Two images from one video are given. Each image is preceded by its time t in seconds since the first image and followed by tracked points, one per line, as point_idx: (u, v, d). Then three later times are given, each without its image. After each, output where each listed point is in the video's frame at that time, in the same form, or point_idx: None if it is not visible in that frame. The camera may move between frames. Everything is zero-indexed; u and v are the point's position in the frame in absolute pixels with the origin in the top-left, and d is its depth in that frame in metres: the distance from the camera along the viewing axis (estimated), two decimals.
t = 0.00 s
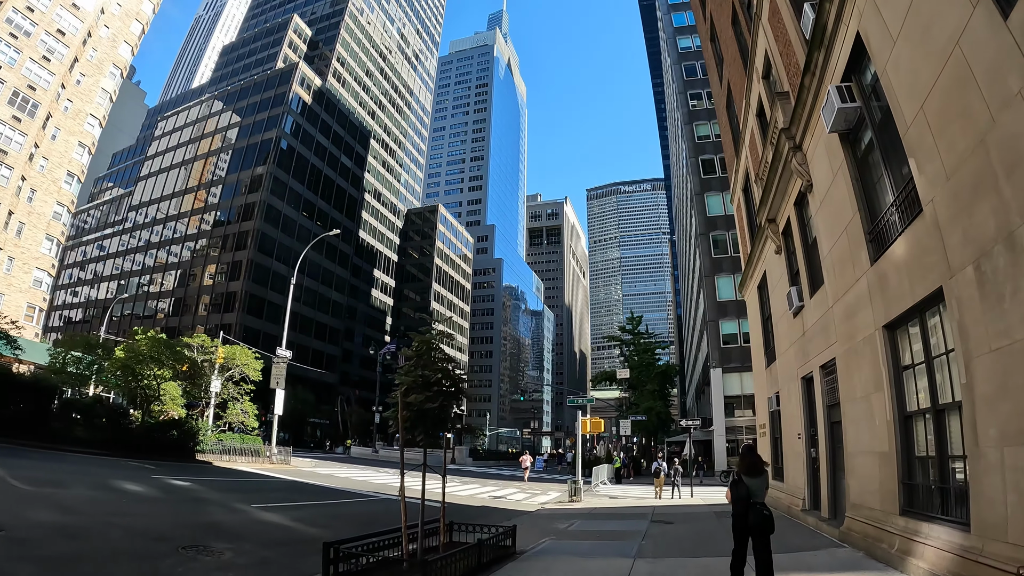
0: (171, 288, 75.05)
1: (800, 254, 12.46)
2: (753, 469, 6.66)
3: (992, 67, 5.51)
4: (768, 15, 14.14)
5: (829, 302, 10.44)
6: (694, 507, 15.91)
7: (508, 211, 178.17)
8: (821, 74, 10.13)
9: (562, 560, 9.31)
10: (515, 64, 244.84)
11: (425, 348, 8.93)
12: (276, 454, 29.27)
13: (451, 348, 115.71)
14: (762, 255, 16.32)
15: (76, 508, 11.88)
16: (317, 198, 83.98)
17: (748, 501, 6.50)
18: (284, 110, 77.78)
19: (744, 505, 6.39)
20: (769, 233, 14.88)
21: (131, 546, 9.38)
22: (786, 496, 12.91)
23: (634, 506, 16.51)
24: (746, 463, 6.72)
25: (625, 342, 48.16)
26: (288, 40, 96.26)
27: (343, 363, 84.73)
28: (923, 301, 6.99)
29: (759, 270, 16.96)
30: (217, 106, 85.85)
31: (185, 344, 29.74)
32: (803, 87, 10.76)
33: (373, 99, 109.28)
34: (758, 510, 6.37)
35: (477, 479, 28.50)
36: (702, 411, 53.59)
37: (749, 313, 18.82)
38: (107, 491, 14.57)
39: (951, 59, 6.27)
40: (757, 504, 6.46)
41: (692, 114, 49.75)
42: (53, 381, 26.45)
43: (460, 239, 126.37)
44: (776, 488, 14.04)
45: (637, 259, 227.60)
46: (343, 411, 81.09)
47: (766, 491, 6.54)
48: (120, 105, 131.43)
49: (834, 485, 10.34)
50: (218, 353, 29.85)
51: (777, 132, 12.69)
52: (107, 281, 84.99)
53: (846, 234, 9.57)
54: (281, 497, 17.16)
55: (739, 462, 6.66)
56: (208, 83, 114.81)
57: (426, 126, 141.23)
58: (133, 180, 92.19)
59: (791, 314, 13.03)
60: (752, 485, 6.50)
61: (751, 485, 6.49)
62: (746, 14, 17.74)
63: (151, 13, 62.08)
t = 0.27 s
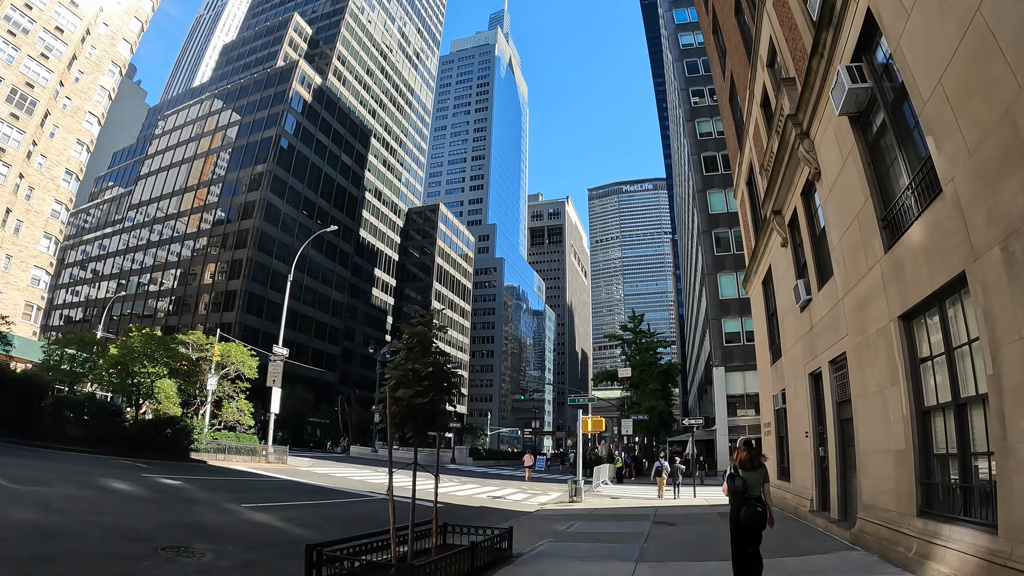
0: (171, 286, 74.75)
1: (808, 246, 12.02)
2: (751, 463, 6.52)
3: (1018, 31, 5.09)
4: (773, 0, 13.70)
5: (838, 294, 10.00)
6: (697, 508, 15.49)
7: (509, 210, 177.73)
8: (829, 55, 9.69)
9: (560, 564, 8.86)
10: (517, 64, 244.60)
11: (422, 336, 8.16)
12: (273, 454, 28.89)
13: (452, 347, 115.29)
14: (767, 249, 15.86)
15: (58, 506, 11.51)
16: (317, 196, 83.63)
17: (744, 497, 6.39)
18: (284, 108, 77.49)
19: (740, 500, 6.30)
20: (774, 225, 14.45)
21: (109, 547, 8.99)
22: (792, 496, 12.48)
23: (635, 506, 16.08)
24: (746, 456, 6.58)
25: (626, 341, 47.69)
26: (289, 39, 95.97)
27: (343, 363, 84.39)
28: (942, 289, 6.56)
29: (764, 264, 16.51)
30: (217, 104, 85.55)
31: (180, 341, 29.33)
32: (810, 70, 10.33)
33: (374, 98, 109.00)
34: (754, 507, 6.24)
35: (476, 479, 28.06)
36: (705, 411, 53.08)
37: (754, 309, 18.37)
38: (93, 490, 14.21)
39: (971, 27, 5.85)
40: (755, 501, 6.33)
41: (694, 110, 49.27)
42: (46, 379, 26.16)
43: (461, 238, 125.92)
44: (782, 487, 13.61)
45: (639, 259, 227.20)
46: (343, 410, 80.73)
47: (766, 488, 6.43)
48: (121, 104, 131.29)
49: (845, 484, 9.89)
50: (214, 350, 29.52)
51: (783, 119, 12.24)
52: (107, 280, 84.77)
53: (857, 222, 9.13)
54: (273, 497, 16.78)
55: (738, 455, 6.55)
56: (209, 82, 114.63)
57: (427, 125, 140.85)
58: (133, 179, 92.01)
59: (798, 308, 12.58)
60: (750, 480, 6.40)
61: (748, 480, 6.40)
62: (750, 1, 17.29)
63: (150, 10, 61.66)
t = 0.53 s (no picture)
0: (170, 285, 74.40)
1: (815, 238, 11.59)
2: (753, 468, 6.67)
3: None
4: None
5: (848, 286, 9.57)
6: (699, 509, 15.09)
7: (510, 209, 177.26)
8: (837, 36, 9.24)
9: (557, 569, 8.43)
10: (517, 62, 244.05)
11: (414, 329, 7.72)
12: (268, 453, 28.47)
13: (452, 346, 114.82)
14: (771, 243, 15.41)
15: (37, 505, 11.14)
16: (316, 194, 83.15)
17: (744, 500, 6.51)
18: (283, 106, 77.06)
19: (739, 502, 6.42)
20: (779, 217, 14.00)
21: (84, 549, 8.62)
22: (798, 496, 12.07)
23: (635, 507, 15.68)
24: (746, 461, 6.74)
25: (627, 339, 47.18)
26: (288, 36, 95.48)
27: (343, 362, 83.98)
28: (961, 277, 6.16)
29: (768, 259, 16.05)
30: (216, 102, 85.11)
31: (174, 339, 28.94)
32: (817, 53, 9.89)
33: (374, 96, 108.53)
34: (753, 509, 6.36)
35: (474, 479, 27.62)
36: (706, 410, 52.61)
37: (757, 305, 17.93)
38: (78, 489, 13.86)
39: None
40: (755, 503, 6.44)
41: (695, 107, 48.73)
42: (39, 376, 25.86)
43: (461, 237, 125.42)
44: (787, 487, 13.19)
45: (640, 257, 226.65)
46: (343, 409, 80.33)
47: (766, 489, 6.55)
48: (121, 103, 130.92)
49: (855, 485, 9.47)
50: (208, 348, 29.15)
51: (788, 106, 11.80)
52: (107, 278, 84.44)
53: (868, 210, 8.70)
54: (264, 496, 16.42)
55: (737, 461, 6.73)
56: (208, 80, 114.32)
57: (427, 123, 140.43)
58: (133, 177, 91.69)
59: (805, 302, 12.15)
60: (750, 482, 6.55)
61: (748, 483, 6.54)
62: None
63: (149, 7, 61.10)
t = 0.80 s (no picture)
0: (168, 282, 74.00)
1: (818, 228, 11.17)
2: (747, 462, 6.89)
3: None
4: None
5: (854, 276, 9.17)
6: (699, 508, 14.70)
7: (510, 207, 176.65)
8: (842, 13, 8.81)
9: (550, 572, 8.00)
10: (517, 60, 243.51)
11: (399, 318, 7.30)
12: (260, 450, 28.08)
13: (451, 344, 114.44)
14: (773, 235, 14.99)
15: (13, 500, 10.78)
16: (314, 191, 82.71)
17: (737, 494, 6.80)
18: (281, 102, 76.56)
19: (732, 498, 6.68)
20: (781, 208, 13.59)
21: (54, 545, 8.26)
22: (801, 495, 11.69)
23: (632, 506, 15.31)
24: (740, 455, 6.95)
25: (626, 337, 46.77)
26: (287, 33, 94.93)
27: (341, 359, 83.61)
28: (978, 259, 5.78)
29: (769, 251, 15.66)
30: (215, 99, 84.59)
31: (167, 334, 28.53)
32: (820, 34, 9.49)
33: (373, 93, 107.99)
34: (746, 505, 6.60)
35: (469, 477, 27.19)
36: (706, 408, 52.19)
37: (757, 300, 17.56)
38: (60, 484, 13.50)
39: None
40: (747, 497, 6.71)
41: (695, 103, 48.25)
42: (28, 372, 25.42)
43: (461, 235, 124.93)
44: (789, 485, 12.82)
45: (639, 256, 226.35)
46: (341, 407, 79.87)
47: (758, 483, 6.82)
48: (119, 100, 130.33)
49: (861, 483, 9.07)
50: (201, 343, 28.70)
51: (791, 91, 11.38)
52: (104, 276, 83.99)
53: (876, 193, 8.30)
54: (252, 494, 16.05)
55: (731, 456, 6.96)
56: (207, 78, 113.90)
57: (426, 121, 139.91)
58: (131, 174, 91.21)
59: (809, 294, 11.75)
60: (743, 478, 6.80)
61: (742, 478, 6.79)
62: None
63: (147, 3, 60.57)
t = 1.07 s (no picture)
0: (165, 280, 73.58)
1: (823, 219, 10.77)
2: (739, 465, 7.04)
3: None
4: None
5: (862, 267, 8.75)
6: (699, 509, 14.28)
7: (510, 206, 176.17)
8: None
9: None
10: (518, 59, 242.96)
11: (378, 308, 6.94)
12: (254, 449, 27.69)
13: (450, 343, 114.07)
14: (775, 229, 14.57)
15: None
16: (312, 189, 82.28)
17: (730, 497, 6.91)
18: (279, 99, 76.07)
19: (725, 501, 6.83)
20: (783, 200, 13.18)
21: (21, 545, 7.89)
22: (804, 496, 11.31)
23: (630, 507, 14.93)
24: (734, 459, 7.09)
25: (625, 335, 46.32)
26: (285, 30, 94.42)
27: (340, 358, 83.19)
28: (1000, 245, 5.36)
29: (771, 245, 15.25)
30: (213, 96, 84.10)
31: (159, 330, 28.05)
32: (826, 13, 9.07)
33: (372, 90, 107.49)
34: (738, 507, 6.75)
35: (466, 477, 26.80)
36: (705, 407, 51.79)
37: (759, 296, 17.16)
38: (39, 482, 13.13)
39: None
40: (740, 500, 6.84)
41: (695, 100, 47.79)
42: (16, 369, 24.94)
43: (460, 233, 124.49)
44: (793, 486, 12.42)
45: (639, 255, 225.95)
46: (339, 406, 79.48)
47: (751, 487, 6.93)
48: (118, 97, 129.84)
49: (868, 485, 8.68)
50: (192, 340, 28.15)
51: (794, 76, 10.97)
52: (102, 274, 83.57)
53: (884, 179, 7.89)
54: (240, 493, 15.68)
55: (724, 458, 7.13)
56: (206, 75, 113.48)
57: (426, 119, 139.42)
58: (129, 172, 90.77)
59: (813, 288, 11.34)
60: (736, 482, 6.91)
61: (735, 481, 6.92)
62: None
63: None
